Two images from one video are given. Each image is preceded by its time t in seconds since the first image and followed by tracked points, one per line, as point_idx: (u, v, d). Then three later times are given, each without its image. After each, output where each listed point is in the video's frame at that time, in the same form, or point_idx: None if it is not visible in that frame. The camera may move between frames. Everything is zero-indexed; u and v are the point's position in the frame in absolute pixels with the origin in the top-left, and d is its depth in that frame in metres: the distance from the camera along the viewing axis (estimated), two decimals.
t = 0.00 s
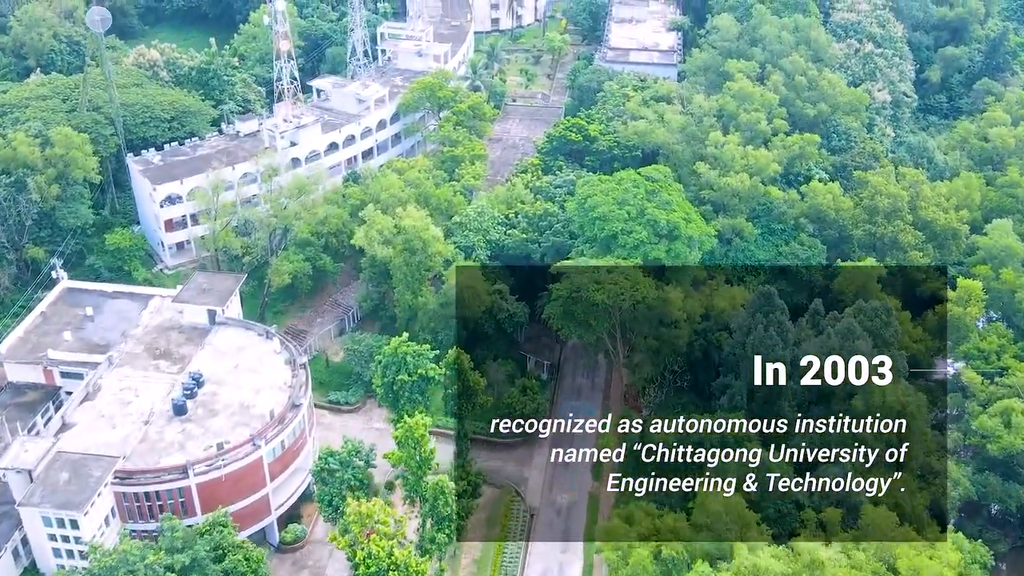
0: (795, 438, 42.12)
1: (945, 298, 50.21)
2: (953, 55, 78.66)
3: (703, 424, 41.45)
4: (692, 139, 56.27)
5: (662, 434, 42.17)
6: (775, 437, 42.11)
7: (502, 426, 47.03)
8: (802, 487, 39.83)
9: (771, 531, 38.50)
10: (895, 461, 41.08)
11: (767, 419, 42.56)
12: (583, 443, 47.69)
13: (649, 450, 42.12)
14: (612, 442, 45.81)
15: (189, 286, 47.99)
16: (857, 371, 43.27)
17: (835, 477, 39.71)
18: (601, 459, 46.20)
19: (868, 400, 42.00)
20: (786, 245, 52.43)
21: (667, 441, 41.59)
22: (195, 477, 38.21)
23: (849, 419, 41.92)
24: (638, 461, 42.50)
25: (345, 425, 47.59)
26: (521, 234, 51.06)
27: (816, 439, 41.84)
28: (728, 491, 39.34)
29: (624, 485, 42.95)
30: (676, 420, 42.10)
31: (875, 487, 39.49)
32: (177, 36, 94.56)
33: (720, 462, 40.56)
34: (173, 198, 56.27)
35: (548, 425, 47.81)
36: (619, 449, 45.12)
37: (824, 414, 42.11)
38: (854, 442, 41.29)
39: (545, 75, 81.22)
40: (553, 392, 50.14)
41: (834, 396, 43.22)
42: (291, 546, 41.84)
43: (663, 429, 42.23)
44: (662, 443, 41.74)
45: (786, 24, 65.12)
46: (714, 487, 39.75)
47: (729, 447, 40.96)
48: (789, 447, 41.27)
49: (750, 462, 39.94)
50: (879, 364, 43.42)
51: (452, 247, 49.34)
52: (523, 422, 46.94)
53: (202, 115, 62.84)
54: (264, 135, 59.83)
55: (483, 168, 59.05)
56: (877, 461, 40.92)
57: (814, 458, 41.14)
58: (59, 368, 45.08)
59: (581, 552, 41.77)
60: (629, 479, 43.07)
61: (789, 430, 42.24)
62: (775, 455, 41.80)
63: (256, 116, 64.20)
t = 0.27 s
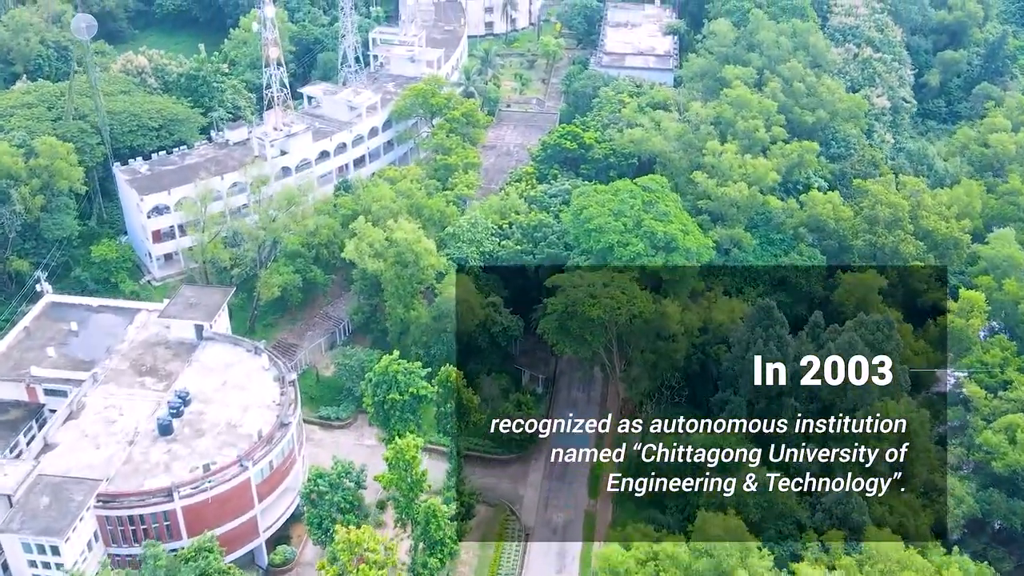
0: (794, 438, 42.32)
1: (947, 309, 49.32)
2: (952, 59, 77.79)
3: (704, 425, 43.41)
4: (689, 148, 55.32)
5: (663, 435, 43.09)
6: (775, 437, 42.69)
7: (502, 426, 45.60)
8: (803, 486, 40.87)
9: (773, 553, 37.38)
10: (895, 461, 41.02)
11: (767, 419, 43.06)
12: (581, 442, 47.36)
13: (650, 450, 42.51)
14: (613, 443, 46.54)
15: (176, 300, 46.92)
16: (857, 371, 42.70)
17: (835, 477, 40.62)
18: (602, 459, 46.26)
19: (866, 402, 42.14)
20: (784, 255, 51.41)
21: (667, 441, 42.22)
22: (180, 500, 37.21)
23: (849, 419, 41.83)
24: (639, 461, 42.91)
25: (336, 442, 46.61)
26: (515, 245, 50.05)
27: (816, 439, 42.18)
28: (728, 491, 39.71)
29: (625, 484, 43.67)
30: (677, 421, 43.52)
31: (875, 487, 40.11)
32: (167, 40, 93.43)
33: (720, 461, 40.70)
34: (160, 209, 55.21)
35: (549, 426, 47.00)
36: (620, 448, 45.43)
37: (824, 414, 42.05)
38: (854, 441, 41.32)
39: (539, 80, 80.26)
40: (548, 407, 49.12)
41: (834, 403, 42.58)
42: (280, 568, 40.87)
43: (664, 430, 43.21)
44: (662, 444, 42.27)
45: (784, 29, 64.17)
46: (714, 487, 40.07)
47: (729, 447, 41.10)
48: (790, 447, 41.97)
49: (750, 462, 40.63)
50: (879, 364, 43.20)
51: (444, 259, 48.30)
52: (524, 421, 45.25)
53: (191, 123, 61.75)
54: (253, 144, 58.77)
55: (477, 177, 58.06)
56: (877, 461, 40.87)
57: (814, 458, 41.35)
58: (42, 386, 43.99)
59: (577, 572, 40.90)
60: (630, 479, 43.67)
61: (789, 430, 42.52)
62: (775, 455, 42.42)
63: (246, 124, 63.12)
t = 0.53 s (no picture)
0: (794, 438, 41.22)
1: (950, 320, 48.46)
2: (952, 63, 76.91)
3: (704, 425, 43.89)
4: (687, 156, 54.39)
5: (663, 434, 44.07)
6: (775, 437, 41.83)
7: (503, 426, 44.79)
8: (803, 486, 40.74)
9: None
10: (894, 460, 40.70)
11: (766, 419, 42.07)
12: (581, 443, 47.17)
13: (649, 450, 43.46)
14: (613, 444, 46.48)
15: (164, 314, 45.85)
16: (857, 371, 41.32)
17: (835, 478, 40.20)
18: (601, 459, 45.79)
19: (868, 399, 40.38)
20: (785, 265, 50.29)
21: (668, 442, 43.54)
22: (165, 524, 36.13)
23: (849, 419, 40.53)
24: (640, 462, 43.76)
25: (327, 459, 45.56)
26: (510, 257, 49.08)
27: (816, 439, 41.02)
28: (728, 491, 40.10)
29: (624, 485, 43.28)
30: (676, 421, 44.00)
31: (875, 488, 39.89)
32: (159, 43, 92.33)
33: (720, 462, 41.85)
34: (148, 219, 54.17)
35: (549, 426, 46.66)
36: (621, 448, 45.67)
37: (823, 414, 40.67)
38: (854, 441, 40.40)
39: (535, 85, 79.29)
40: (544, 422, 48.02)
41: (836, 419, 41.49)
42: None
43: (664, 430, 43.87)
44: (663, 444, 43.38)
45: (782, 34, 63.24)
46: (714, 487, 40.56)
47: (728, 448, 42.17)
48: (790, 447, 41.23)
49: (750, 462, 41.53)
50: (879, 364, 41.78)
51: (437, 272, 47.28)
52: (524, 421, 44.64)
53: (179, 130, 60.70)
54: (244, 152, 57.74)
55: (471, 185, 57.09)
56: (877, 461, 40.35)
57: (814, 458, 40.62)
58: (26, 404, 42.94)
59: None
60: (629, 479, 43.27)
61: (789, 431, 41.39)
62: (775, 455, 41.77)
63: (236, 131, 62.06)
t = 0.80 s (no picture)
0: (795, 438, 40.29)
1: (954, 333, 47.62)
2: (953, 67, 76.03)
3: (704, 425, 43.00)
4: (686, 165, 53.42)
5: (663, 434, 43.21)
6: (774, 437, 40.83)
7: (502, 426, 44.53)
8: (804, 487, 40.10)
9: None
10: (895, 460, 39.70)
11: (766, 419, 40.97)
12: (581, 443, 47.00)
13: (650, 450, 42.74)
14: (612, 443, 46.21)
15: (152, 329, 44.74)
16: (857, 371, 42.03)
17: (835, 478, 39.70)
18: (601, 460, 45.66)
19: (869, 399, 40.22)
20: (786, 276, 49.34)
21: (667, 442, 42.85)
22: (151, 550, 35.08)
23: (849, 418, 39.95)
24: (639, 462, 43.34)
25: (319, 476, 44.55)
26: (505, 268, 48.08)
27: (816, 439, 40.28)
28: (729, 491, 39.40)
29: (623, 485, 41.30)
30: (676, 420, 43.11)
31: (875, 488, 38.96)
32: (150, 47, 91.22)
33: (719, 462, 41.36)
34: (137, 230, 53.10)
35: (549, 426, 46.40)
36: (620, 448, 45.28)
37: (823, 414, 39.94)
38: (854, 441, 39.75)
39: (531, 90, 78.32)
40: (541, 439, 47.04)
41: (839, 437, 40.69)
42: None
43: (664, 429, 43.14)
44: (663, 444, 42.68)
45: (782, 40, 62.30)
46: (714, 487, 39.36)
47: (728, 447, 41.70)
48: (789, 446, 40.35)
49: (750, 462, 40.96)
50: (879, 364, 42.12)
51: (431, 286, 46.27)
52: (524, 421, 44.72)
53: (169, 138, 59.64)
54: (234, 161, 56.69)
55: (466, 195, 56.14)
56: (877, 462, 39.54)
57: (814, 459, 40.12)
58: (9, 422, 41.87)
59: None
60: (629, 478, 41.42)
61: (789, 430, 40.50)
62: (775, 455, 40.83)
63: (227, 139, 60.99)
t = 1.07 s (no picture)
0: (794, 437, 40.10)
1: (959, 345, 46.74)
2: (955, 72, 75.10)
3: (704, 424, 42.40)
4: (685, 173, 52.45)
5: (663, 434, 42.81)
6: (774, 437, 40.29)
7: (503, 426, 45.13)
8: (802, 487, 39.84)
9: None
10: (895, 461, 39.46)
11: (766, 419, 40.37)
12: (581, 442, 46.76)
13: (649, 450, 42.71)
14: (612, 443, 45.94)
15: (139, 345, 43.62)
16: (857, 371, 42.74)
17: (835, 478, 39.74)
18: (601, 459, 45.47)
19: (868, 399, 40.44)
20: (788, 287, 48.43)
21: (667, 441, 42.57)
22: None
23: (849, 418, 39.92)
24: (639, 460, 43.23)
25: (310, 494, 43.53)
26: (501, 281, 47.05)
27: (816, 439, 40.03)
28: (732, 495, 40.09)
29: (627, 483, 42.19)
30: (676, 420, 42.47)
31: (882, 509, 37.89)
32: (143, 52, 90.15)
33: (720, 462, 40.99)
34: (125, 241, 52.03)
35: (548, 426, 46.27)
36: (620, 448, 45.19)
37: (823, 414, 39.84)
38: (853, 441, 39.76)
39: (528, 95, 77.36)
40: (538, 456, 45.98)
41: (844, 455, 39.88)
42: None
43: (664, 429, 42.70)
44: (663, 445, 42.50)
45: (783, 46, 61.37)
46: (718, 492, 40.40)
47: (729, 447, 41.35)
48: (789, 446, 40.12)
49: (750, 462, 40.49)
50: (879, 364, 42.72)
51: (426, 299, 45.26)
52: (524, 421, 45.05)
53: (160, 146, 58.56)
54: (226, 170, 55.62)
55: (461, 204, 55.20)
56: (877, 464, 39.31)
57: (813, 460, 39.87)
58: None
59: None
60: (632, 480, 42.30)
61: (789, 430, 40.09)
62: (775, 454, 40.36)
63: (219, 147, 59.92)
